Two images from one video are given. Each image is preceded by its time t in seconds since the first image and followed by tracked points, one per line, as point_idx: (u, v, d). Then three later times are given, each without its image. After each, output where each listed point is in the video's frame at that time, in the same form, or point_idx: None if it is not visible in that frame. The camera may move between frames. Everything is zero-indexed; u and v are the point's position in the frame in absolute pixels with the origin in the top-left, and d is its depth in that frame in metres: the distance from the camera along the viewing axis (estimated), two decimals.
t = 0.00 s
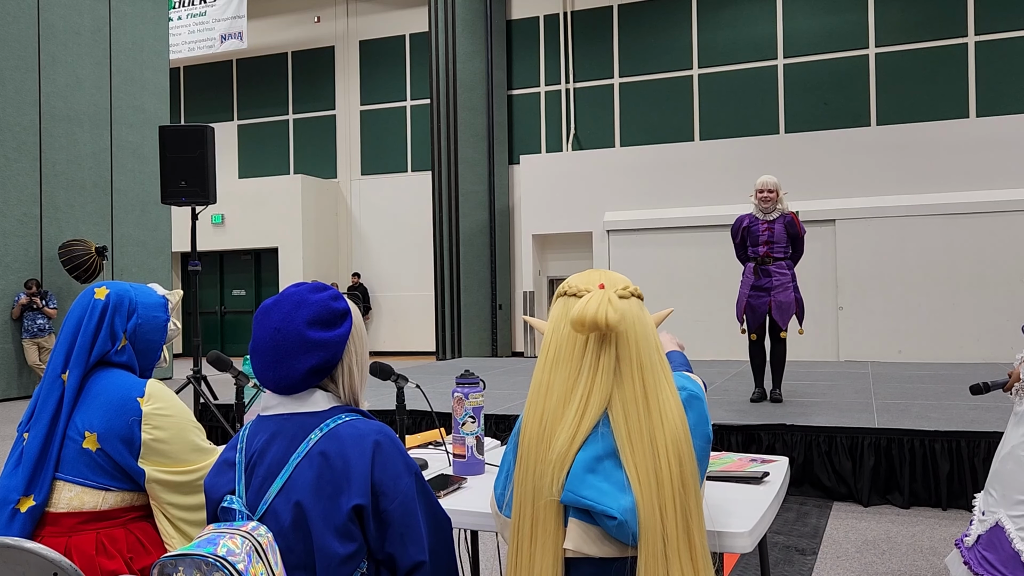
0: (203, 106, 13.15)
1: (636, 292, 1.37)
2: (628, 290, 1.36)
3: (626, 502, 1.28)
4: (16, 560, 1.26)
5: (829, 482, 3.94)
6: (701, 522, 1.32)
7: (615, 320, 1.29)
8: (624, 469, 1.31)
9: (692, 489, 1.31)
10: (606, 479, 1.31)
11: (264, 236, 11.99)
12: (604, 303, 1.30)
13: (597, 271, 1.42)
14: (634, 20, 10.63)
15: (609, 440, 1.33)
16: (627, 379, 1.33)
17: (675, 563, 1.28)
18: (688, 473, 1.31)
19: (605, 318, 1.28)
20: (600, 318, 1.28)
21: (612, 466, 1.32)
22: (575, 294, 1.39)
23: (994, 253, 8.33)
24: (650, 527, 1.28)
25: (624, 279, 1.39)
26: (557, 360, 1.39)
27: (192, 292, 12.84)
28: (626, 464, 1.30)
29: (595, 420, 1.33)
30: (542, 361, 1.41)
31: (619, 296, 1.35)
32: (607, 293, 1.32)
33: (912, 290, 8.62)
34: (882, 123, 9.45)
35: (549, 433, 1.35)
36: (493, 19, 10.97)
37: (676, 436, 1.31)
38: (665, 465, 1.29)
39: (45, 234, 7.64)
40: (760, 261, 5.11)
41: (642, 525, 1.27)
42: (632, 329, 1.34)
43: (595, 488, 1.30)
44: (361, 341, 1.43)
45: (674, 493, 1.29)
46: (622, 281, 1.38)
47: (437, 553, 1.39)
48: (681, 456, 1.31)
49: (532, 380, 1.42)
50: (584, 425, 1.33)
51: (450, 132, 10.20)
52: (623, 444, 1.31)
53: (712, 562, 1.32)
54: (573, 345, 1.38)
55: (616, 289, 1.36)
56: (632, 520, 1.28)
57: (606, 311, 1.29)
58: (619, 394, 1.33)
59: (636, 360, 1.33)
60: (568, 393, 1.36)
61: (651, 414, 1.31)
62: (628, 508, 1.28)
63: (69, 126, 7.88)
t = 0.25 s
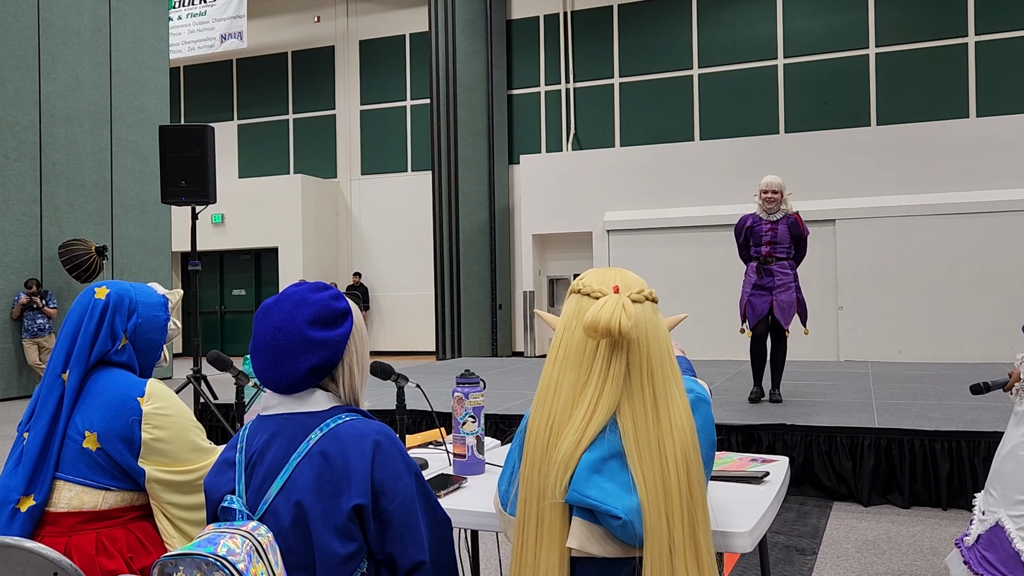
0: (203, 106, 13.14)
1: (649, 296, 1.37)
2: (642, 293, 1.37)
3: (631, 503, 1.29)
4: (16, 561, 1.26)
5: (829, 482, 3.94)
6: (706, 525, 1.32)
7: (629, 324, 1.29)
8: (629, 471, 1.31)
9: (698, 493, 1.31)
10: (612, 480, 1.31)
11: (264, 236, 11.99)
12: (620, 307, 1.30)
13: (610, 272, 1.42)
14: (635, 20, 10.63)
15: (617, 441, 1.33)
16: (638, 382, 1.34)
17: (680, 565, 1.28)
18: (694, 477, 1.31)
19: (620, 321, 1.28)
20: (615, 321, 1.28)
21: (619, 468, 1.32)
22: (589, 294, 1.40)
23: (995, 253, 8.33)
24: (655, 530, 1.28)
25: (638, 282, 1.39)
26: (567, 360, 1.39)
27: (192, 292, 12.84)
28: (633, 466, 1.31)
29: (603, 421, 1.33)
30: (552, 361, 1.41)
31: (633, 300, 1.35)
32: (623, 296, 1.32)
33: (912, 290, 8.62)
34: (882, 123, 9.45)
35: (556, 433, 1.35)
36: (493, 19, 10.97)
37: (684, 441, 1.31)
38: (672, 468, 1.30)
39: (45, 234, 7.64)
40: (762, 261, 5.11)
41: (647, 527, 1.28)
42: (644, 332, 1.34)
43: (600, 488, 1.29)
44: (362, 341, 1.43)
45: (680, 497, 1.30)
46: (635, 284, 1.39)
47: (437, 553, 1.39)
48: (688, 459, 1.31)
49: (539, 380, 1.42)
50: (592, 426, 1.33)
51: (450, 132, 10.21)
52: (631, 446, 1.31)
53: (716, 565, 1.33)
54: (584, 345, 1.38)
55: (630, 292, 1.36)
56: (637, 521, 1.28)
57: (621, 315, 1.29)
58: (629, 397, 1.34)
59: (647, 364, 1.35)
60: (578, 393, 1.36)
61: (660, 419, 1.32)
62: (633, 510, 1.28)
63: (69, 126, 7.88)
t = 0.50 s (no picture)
0: (203, 106, 13.15)
1: (656, 297, 1.37)
2: (649, 295, 1.36)
3: (635, 504, 1.29)
4: (16, 560, 1.26)
5: (829, 482, 3.94)
6: (710, 526, 1.32)
7: (635, 325, 1.29)
8: (633, 472, 1.31)
9: (702, 494, 1.31)
10: (615, 480, 1.31)
11: (264, 235, 11.99)
12: (626, 309, 1.30)
13: (617, 272, 1.42)
14: (635, 19, 10.63)
15: (621, 442, 1.33)
16: (643, 383, 1.34)
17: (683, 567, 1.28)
18: (699, 478, 1.31)
19: (626, 323, 1.28)
20: (621, 323, 1.28)
21: (622, 468, 1.32)
22: (596, 295, 1.39)
23: (995, 253, 8.33)
24: (658, 530, 1.28)
25: (645, 283, 1.39)
26: (572, 360, 1.39)
27: (192, 291, 12.84)
28: (637, 467, 1.31)
29: (608, 422, 1.33)
30: (558, 361, 1.41)
31: (639, 301, 1.35)
32: (630, 298, 1.32)
33: (912, 289, 8.63)
34: (882, 123, 9.45)
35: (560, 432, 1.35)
36: (494, 18, 10.96)
37: (689, 442, 1.31)
38: (676, 469, 1.30)
39: (46, 233, 7.64)
40: (763, 259, 5.12)
41: (650, 528, 1.28)
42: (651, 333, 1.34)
43: (603, 488, 1.30)
44: (362, 341, 1.43)
45: (685, 498, 1.30)
46: (642, 284, 1.38)
47: (437, 552, 1.39)
48: (693, 460, 1.31)
49: (545, 379, 1.42)
50: (597, 426, 1.33)
51: (450, 132, 10.21)
52: (636, 447, 1.31)
53: (719, 565, 1.33)
54: (590, 345, 1.38)
55: (636, 293, 1.36)
56: (640, 522, 1.28)
57: (628, 316, 1.29)
58: (634, 399, 1.34)
59: (653, 366, 1.35)
60: (583, 394, 1.36)
61: (666, 420, 1.32)
62: (636, 511, 1.28)
63: (69, 125, 7.88)
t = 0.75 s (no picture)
0: (203, 105, 13.15)
1: (653, 295, 1.37)
2: (645, 293, 1.36)
3: (636, 502, 1.29)
4: (16, 560, 1.26)
5: (829, 482, 3.94)
6: (711, 523, 1.33)
7: (630, 324, 1.29)
8: (633, 470, 1.31)
9: (702, 492, 1.31)
10: (616, 479, 1.31)
11: (263, 234, 11.99)
12: (620, 307, 1.30)
13: (613, 272, 1.42)
14: (635, 19, 10.63)
15: (621, 441, 1.33)
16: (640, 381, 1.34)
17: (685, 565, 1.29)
18: (699, 475, 1.32)
19: (620, 322, 1.28)
20: (615, 321, 1.28)
21: (623, 467, 1.32)
22: (592, 295, 1.39)
23: (995, 253, 8.33)
24: (659, 528, 1.28)
25: (642, 282, 1.39)
26: (570, 360, 1.39)
27: (192, 291, 12.84)
28: (637, 465, 1.31)
29: (607, 421, 1.33)
30: (556, 361, 1.41)
31: (634, 300, 1.35)
32: (624, 297, 1.32)
33: (912, 289, 8.63)
34: (882, 123, 9.44)
35: (560, 432, 1.35)
36: (494, 18, 10.97)
37: (689, 440, 1.31)
38: (677, 467, 1.30)
39: (46, 233, 7.65)
40: (761, 258, 5.11)
41: (651, 526, 1.28)
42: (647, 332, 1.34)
43: (604, 487, 1.30)
44: (363, 340, 1.43)
45: (686, 495, 1.30)
46: (638, 283, 1.38)
47: (437, 553, 1.39)
48: (692, 458, 1.31)
49: (543, 379, 1.42)
50: (596, 426, 1.33)
51: (450, 131, 10.21)
52: (635, 446, 1.31)
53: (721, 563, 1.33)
54: (587, 345, 1.38)
55: (632, 292, 1.36)
56: (641, 521, 1.28)
57: (621, 315, 1.29)
58: (632, 398, 1.34)
59: (650, 364, 1.35)
60: (581, 393, 1.36)
61: (665, 419, 1.32)
62: (637, 509, 1.28)
63: (70, 125, 7.88)
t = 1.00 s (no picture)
0: (203, 104, 13.15)
1: (643, 293, 1.37)
2: (634, 291, 1.36)
3: (631, 503, 1.29)
4: (17, 558, 1.26)
5: (830, 481, 3.94)
6: (709, 521, 1.32)
7: (615, 323, 1.29)
8: (627, 470, 1.31)
9: (698, 490, 1.31)
10: (611, 479, 1.31)
11: (264, 234, 11.99)
12: (604, 308, 1.30)
13: (603, 270, 1.42)
14: (635, 18, 10.63)
15: (614, 441, 1.33)
16: (631, 381, 1.34)
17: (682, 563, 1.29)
18: (694, 473, 1.31)
19: (606, 321, 1.28)
20: (600, 321, 1.28)
21: (617, 467, 1.32)
22: (582, 295, 1.39)
23: (995, 253, 8.33)
24: (654, 528, 1.28)
25: (632, 280, 1.38)
26: (562, 362, 1.39)
27: (192, 290, 12.83)
28: (630, 465, 1.31)
29: (600, 421, 1.34)
30: (549, 362, 1.42)
31: (623, 299, 1.35)
32: (609, 296, 1.32)
33: (912, 289, 8.63)
34: (883, 122, 9.44)
35: (553, 433, 1.36)
36: (495, 17, 10.96)
37: (683, 438, 1.31)
38: (670, 466, 1.30)
39: (47, 232, 7.65)
40: (759, 258, 5.11)
41: (646, 526, 1.28)
42: (636, 330, 1.34)
43: (598, 487, 1.30)
44: (364, 339, 1.43)
45: (681, 493, 1.30)
46: (628, 282, 1.38)
47: (438, 552, 1.39)
48: (687, 456, 1.31)
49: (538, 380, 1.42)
50: (589, 427, 1.33)
51: (450, 131, 10.21)
52: (629, 446, 1.31)
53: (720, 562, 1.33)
54: (578, 346, 1.38)
55: (620, 291, 1.36)
56: (636, 521, 1.28)
57: (606, 314, 1.29)
58: (624, 397, 1.34)
59: (641, 364, 1.34)
60: (573, 394, 1.37)
61: (658, 418, 1.32)
62: (631, 509, 1.29)
63: (71, 123, 7.89)
